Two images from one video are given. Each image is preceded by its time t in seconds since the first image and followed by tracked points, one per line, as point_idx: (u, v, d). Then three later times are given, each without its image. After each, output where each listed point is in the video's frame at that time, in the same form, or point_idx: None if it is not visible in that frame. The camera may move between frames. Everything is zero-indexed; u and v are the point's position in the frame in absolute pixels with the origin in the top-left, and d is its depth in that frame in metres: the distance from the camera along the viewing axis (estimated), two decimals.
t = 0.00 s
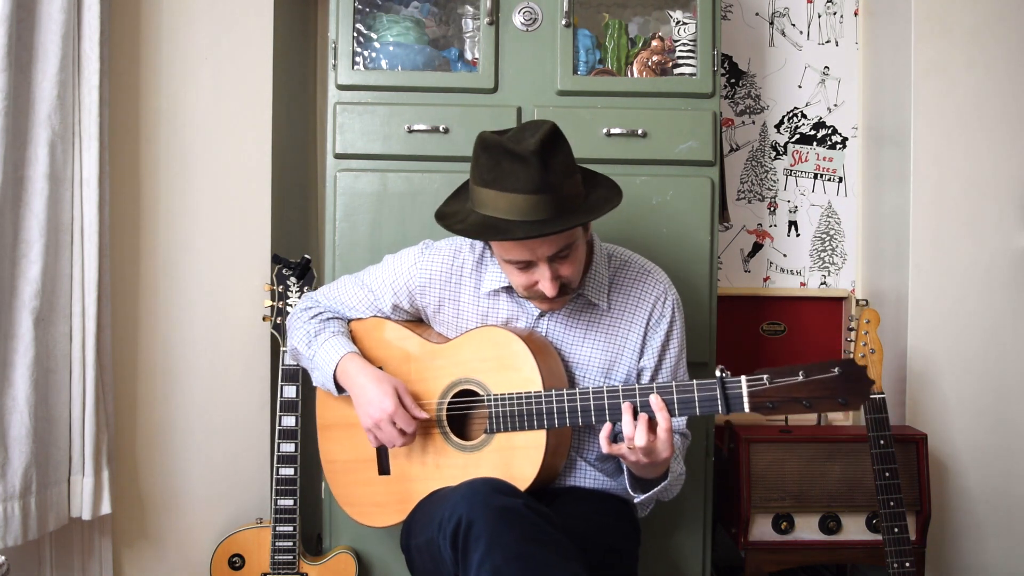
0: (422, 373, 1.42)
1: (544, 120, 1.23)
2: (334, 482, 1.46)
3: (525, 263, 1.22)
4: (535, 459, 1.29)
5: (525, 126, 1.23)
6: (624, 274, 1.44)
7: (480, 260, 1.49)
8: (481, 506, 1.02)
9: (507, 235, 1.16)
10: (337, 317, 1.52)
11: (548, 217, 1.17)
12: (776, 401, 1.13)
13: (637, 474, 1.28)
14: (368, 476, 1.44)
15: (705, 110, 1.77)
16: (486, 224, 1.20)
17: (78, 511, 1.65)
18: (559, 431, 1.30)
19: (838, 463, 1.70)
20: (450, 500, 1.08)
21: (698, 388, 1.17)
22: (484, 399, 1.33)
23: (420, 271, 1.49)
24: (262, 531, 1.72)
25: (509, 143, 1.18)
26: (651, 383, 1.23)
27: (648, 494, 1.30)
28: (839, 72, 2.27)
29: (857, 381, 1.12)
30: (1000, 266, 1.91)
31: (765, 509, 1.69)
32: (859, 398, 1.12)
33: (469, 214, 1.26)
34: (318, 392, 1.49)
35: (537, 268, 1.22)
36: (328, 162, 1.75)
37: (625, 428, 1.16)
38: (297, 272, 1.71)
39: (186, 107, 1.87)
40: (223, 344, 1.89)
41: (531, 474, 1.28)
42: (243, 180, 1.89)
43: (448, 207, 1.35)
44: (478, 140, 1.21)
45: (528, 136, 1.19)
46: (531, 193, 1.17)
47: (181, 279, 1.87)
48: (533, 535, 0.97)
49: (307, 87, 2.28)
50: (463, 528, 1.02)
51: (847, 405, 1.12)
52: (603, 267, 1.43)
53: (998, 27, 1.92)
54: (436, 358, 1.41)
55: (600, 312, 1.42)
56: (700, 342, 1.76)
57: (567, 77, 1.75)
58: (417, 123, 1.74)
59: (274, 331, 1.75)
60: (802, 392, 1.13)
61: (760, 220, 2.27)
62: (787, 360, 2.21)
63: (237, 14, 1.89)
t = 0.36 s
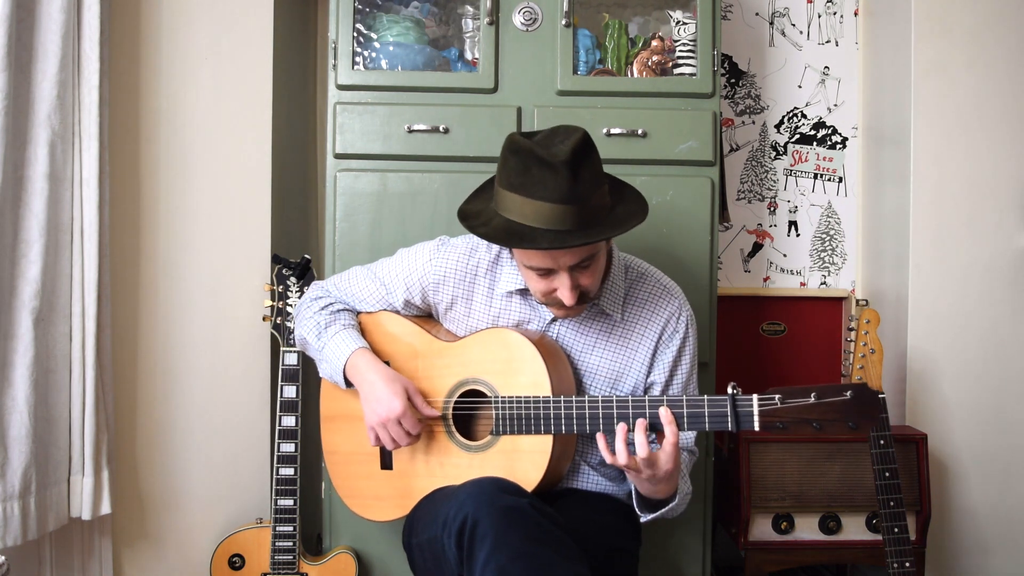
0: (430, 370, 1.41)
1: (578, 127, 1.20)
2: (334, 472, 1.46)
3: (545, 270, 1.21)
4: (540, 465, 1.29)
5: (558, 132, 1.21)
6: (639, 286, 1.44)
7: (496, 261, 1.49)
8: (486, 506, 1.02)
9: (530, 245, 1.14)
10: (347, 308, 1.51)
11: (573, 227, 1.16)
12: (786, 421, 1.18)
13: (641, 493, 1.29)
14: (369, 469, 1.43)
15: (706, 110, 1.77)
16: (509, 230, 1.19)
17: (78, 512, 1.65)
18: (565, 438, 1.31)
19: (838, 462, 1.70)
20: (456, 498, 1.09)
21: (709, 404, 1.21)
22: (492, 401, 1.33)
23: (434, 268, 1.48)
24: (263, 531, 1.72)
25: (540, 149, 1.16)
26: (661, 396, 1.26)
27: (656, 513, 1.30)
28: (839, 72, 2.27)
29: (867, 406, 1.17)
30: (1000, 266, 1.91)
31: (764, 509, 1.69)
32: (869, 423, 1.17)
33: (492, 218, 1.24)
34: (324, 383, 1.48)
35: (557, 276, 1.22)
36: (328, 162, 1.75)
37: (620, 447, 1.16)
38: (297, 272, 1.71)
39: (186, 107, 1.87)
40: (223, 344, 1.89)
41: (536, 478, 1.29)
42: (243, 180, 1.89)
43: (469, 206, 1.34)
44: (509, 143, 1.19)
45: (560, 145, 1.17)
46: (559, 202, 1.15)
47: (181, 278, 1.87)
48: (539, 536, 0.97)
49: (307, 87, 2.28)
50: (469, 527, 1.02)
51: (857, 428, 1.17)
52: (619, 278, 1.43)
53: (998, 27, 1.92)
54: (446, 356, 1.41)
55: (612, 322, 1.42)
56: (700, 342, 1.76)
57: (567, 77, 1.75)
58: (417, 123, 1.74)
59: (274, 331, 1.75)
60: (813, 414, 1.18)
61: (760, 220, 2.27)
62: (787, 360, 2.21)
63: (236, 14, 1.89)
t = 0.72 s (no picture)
0: (433, 371, 1.41)
1: (586, 142, 1.18)
2: (335, 469, 1.46)
3: (550, 285, 1.21)
4: (542, 468, 1.29)
5: (566, 147, 1.18)
6: (646, 296, 1.43)
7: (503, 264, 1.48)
8: (485, 506, 1.02)
9: (535, 266, 1.13)
10: (350, 306, 1.51)
11: (579, 248, 1.14)
12: (791, 435, 1.19)
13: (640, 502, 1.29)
14: (370, 467, 1.43)
15: (706, 110, 1.77)
16: (514, 247, 1.18)
17: (78, 512, 1.65)
18: (568, 443, 1.32)
19: (838, 462, 1.70)
20: (454, 498, 1.09)
21: (715, 415, 1.22)
22: (494, 404, 1.33)
23: (440, 268, 1.48)
24: (263, 530, 1.72)
25: (548, 167, 1.14)
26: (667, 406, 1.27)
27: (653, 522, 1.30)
28: (839, 72, 2.27)
29: (873, 423, 1.18)
30: (1000, 266, 1.91)
31: (764, 509, 1.69)
32: (873, 439, 1.19)
33: (495, 233, 1.24)
34: (325, 380, 1.48)
35: (561, 291, 1.22)
36: (328, 162, 1.75)
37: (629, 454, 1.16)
38: (297, 272, 1.71)
39: (187, 107, 1.87)
40: (223, 343, 1.89)
41: (537, 481, 1.29)
42: (243, 180, 1.89)
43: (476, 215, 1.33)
44: (516, 158, 1.17)
45: (568, 163, 1.14)
46: (565, 223, 1.13)
47: (181, 278, 1.87)
48: (538, 536, 0.97)
49: (307, 87, 2.28)
50: (468, 526, 1.02)
51: (862, 445, 1.18)
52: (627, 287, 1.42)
53: (998, 27, 1.92)
54: (449, 358, 1.41)
55: (617, 331, 1.42)
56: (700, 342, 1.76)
57: (567, 77, 1.75)
58: (417, 123, 1.74)
59: (273, 331, 1.75)
60: (818, 429, 1.19)
61: (760, 220, 2.27)
62: (787, 360, 2.21)
63: (236, 14, 1.89)
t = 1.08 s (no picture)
0: (434, 372, 1.41)
1: (588, 141, 1.18)
2: (335, 470, 1.46)
3: (552, 285, 1.21)
4: (543, 469, 1.29)
5: (567, 146, 1.18)
6: (646, 295, 1.43)
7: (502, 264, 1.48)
8: (486, 506, 1.03)
9: (539, 265, 1.13)
10: (350, 306, 1.51)
11: (581, 247, 1.14)
12: (793, 433, 1.20)
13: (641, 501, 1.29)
14: (370, 468, 1.43)
15: (706, 110, 1.77)
16: (516, 247, 1.18)
17: (78, 512, 1.65)
18: (569, 442, 1.32)
19: (838, 462, 1.70)
20: (455, 498, 1.09)
21: (716, 413, 1.22)
22: (495, 404, 1.33)
23: (439, 269, 1.48)
24: (263, 530, 1.72)
25: (550, 166, 1.14)
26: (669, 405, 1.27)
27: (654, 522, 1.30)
28: (839, 72, 2.27)
29: (872, 421, 1.21)
30: (999, 266, 1.91)
31: (764, 509, 1.69)
32: (872, 436, 1.22)
33: (497, 233, 1.24)
34: (324, 381, 1.48)
35: (563, 291, 1.22)
36: (328, 162, 1.75)
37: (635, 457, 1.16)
38: (296, 272, 1.71)
39: (187, 107, 1.87)
40: (223, 343, 1.89)
41: (539, 481, 1.29)
42: (243, 180, 1.89)
43: (477, 215, 1.32)
44: (518, 157, 1.17)
45: (570, 162, 1.14)
46: (567, 222, 1.13)
47: (181, 278, 1.87)
48: (539, 535, 0.97)
49: (307, 87, 2.28)
50: (468, 527, 1.02)
51: (863, 442, 1.21)
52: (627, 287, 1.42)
53: (998, 27, 1.92)
54: (449, 357, 1.41)
55: (617, 331, 1.42)
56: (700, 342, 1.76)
57: (567, 77, 1.75)
58: (417, 123, 1.74)
59: (273, 331, 1.75)
60: (820, 427, 1.21)
61: (760, 220, 2.27)
62: (786, 360, 2.21)
63: (235, 14, 1.89)
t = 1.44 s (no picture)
0: (433, 372, 1.41)
1: (583, 141, 1.18)
2: (334, 470, 1.46)
3: (550, 286, 1.21)
4: (542, 469, 1.29)
5: (562, 147, 1.18)
6: (645, 295, 1.44)
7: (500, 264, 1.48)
8: (486, 506, 1.02)
9: (537, 268, 1.13)
10: (348, 307, 1.51)
11: (578, 249, 1.15)
12: (791, 431, 1.21)
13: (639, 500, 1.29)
14: (369, 468, 1.43)
15: (705, 110, 1.77)
16: (514, 249, 1.18)
17: (78, 511, 1.65)
18: (568, 442, 1.32)
19: (838, 462, 1.70)
20: (454, 498, 1.09)
21: (715, 412, 1.22)
22: (494, 404, 1.33)
23: (437, 269, 1.48)
24: (263, 531, 1.72)
25: (546, 168, 1.14)
26: (668, 403, 1.27)
27: (652, 520, 1.29)
28: (839, 72, 2.27)
29: (871, 419, 1.21)
30: (999, 266, 1.91)
31: (764, 509, 1.69)
32: (871, 434, 1.22)
33: (495, 234, 1.24)
34: (323, 382, 1.48)
35: (561, 292, 1.22)
36: (328, 162, 1.75)
37: (631, 453, 1.16)
38: (296, 272, 1.71)
39: (187, 107, 1.87)
40: (223, 343, 1.89)
41: (538, 481, 1.29)
42: (242, 180, 1.89)
43: (474, 217, 1.32)
44: (514, 159, 1.16)
45: (566, 164, 1.14)
46: (564, 224, 1.13)
47: (182, 278, 1.87)
48: (539, 535, 0.98)
49: (307, 86, 2.28)
50: (467, 527, 1.02)
51: (861, 440, 1.22)
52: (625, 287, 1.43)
53: (997, 27, 1.92)
54: (448, 357, 1.41)
55: (615, 331, 1.42)
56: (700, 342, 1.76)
57: (567, 77, 1.75)
58: (417, 123, 1.74)
59: (273, 331, 1.75)
60: (818, 425, 1.22)
61: (760, 220, 2.27)
62: (786, 360, 2.21)
63: (235, 14, 1.89)
